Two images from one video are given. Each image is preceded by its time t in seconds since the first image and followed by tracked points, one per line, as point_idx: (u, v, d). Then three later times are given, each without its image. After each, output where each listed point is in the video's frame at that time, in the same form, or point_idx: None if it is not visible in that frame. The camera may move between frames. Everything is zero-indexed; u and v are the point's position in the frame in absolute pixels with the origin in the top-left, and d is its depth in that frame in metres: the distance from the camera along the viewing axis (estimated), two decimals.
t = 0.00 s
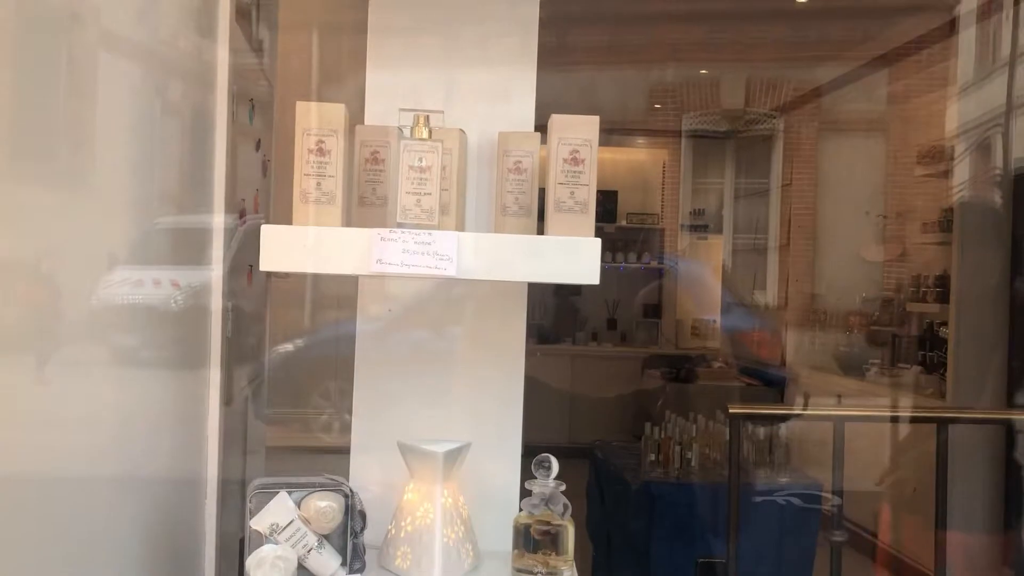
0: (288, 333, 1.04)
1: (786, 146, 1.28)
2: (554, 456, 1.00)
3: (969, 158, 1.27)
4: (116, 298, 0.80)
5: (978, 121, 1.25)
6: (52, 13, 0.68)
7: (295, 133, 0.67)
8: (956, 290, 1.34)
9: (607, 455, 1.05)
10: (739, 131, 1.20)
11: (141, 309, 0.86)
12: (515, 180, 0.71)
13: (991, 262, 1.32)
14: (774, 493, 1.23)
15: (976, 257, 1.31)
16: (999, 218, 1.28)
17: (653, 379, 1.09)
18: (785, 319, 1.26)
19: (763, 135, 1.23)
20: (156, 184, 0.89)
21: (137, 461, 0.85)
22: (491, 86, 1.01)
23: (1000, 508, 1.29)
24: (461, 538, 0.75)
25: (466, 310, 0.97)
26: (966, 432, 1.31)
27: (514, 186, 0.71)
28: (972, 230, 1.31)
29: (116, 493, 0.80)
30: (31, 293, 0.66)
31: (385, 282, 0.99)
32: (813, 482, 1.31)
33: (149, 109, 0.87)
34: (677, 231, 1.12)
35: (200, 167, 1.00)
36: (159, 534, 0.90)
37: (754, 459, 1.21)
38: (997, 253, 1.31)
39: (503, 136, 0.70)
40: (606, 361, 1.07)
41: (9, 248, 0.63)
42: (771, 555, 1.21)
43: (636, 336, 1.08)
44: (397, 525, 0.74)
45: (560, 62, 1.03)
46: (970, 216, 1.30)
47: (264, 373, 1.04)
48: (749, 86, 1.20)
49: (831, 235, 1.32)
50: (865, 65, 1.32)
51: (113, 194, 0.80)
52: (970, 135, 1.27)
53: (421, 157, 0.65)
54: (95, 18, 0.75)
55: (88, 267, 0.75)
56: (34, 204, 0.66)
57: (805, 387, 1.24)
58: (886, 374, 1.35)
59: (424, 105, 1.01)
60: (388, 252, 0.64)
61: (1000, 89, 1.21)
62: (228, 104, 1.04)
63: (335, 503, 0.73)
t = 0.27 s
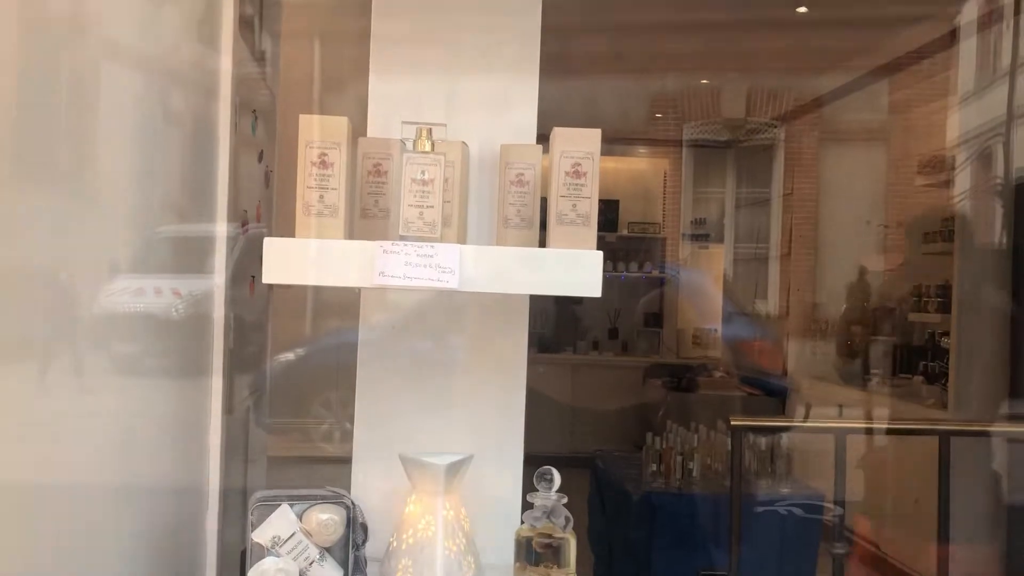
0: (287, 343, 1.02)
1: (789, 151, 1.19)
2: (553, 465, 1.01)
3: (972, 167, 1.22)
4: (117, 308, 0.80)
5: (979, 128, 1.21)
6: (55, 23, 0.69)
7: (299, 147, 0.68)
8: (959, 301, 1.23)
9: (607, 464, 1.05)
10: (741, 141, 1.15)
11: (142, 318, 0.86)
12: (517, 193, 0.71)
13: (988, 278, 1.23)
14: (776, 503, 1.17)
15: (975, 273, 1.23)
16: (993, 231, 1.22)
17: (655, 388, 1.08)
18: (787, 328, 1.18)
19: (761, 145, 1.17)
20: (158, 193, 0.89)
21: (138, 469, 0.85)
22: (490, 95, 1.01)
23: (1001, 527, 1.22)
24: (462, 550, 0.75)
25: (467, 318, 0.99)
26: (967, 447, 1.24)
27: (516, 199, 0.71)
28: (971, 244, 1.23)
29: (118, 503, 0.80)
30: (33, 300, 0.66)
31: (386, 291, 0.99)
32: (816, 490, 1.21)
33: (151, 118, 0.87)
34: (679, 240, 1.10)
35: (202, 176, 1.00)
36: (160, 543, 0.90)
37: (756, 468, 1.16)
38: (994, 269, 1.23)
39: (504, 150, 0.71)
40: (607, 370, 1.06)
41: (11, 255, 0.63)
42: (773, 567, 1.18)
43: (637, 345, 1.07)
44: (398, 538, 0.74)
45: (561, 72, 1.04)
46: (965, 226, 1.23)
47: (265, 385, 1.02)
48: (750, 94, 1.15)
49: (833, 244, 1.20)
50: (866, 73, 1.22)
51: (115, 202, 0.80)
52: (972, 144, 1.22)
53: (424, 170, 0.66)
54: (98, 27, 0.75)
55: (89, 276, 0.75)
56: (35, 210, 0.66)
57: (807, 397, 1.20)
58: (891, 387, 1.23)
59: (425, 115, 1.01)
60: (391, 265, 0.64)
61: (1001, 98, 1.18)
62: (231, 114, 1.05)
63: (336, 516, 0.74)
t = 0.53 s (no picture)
0: (290, 354, 1.02)
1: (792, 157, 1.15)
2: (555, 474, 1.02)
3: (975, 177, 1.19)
4: (118, 318, 0.80)
5: (982, 137, 1.19)
6: (59, 35, 0.69)
7: (303, 162, 0.69)
8: (962, 312, 1.19)
9: (610, 476, 1.06)
10: (743, 151, 1.13)
11: (144, 327, 0.86)
12: (520, 207, 0.72)
13: (988, 290, 1.19)
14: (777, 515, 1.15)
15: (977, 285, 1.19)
16: (993, 242, 1.19)
17: (656, 398, 1.08)
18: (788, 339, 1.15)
19: (764, 155, 1.14)
20: (160, 203, 0.89)
21: (140, 478, 0.85)
22: (492, 108, 1.03)
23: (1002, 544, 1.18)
24: (465, 565, 0.76)
25: (469, 328, 1.00)
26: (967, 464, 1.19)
27: (520, 213, 0.72)
28: (973, 256, 1.19)
29: (120, 513, 0.80)
30: (34, 311, 0.66)
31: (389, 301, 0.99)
32: (819, 502, 1.17)
33: (154, 128, 0.88)
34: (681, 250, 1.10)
35: (205, 186, 1.00)
36: (162, 553, 0.90)
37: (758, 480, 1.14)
38: (994, 280, 1.19)
39: (507, 164, 0.72)
40: (609, 381, 1.06)
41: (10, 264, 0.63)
42: None
43: (639, 355, 1.07)
44: (402, 553, 0.76)
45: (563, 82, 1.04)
46: (967, 236, 1.19)
47: (269, 396, 1.02)
48: (751, 106, 1.14)
49: (833, 256, 1.17)
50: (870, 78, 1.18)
51: (120, 212, 0.80)
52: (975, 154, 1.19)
53: (428, 185, 0.67)
54: (102, 40, 0.76)
55: (90, 285, 0.75)
56: (37, 220, 0.66)
57: (812, 408, 1.16)
58: (892, 402, 1.18)
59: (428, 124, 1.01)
60: (396, 279, 0.65)
61: (1004, 107, 1.18)
62: (234, 124, 1.05)
63: (340, 531, 0.76)
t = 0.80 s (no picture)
0: (293, 365, 1.02)
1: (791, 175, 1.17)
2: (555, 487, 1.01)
3: (976, 185, 1.17)
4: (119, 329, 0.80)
5: (984, 147, 1.17)
6: (60, 47, 0.69)
7: (307, 179, 0.71)
8: (964, 323, 1.19)
9: (613, 488, 1.06)
10: (745, 160, 1.14)
11: (147, 340, 0.86)
12: (523, 223, 0.74)
13: (992, 302, 1.18)
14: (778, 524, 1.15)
15: (978, 296, 1.19)
16: (997, 253, 1.17)
17: (659, 409, 1.08)
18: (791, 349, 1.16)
19: (765, 166, 1.16)
20: (162, 215, 0.89)
21: (143, 491, 0.84)
22: (496, 117, 1.02)
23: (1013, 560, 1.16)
24: None
25: (471, 340, 0.99)
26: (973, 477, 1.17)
27: (523, 229, 0.74)
28: (976, 267, 1.19)
29: (122, 527, 0.80)
30: (37, 323, 0.66)
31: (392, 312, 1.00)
32: (822, 514, 1.17)
33: (156, 140, 0.88)
34: (683, 260, 1.10)
35: (209, 197, 1.01)
36: (164, 566, 0.90)
37: (762, 492, 1.13)
38: (999, 292, 1.18)
39: (509, 181, 0.74)
40: (611, 392, 1.06)
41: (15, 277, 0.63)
42: None
43: (641, 366, 1.07)
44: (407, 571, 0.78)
45: (565, 93, 1.04)
46: (969, 247, 1.19)
47: (272, 405, 1.03)
48: (752, 116, 1.15)
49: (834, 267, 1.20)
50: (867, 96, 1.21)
51: (122, 224, 0.80)
52: (976, 162, 1.18)
53: (432, 203, 0.69)
54: (105, 51, 0.76)
55: (93, 297, 0.75)
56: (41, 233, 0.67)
57: (817, 417, 1.16)
58: (894, 411, 1.20)
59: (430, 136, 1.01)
60: (399, 296, 0.67)
61: (1005, 117, 1.15)
62: (238, 136, 1.05)
63: (343, 548, 0.78)
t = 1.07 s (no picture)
0: (296, 376, 1.02)
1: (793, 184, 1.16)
2: (559, 497, 1.01)
3: (977, 194, 1.18)
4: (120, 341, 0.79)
5: (985, 156, 1.17)
6: (59, 59, 0.69)
7: (311, 194, 0.71)
8: (966, 332, 1.18)
9: (617, 499, 1.05)
10: (745, 170, 1.13)
11: (147, 352, 0.85)
12: (526, 235, 0.74)
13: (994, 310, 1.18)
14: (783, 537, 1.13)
15: (981, 305, 1.18)
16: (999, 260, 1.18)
17: (661, 418, 1.08)
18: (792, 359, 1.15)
19: (766, 175, 1.15)
20: (163, 227, 0.89)
21: (143, 504, 0.84)
22: (495, 131, 1.03)
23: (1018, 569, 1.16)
24: None
25: (473, 350, 1.00)
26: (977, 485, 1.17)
27: (526, 241, 0.74)
28: (978, 274, 1.18)
29: (122, 541, 0.79)
30: (37, 336, 0.66)
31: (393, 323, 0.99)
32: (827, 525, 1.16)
33: (157, 153, 0.87)
34: (685, 270, 1.10)
35: (211, 209, 1.01)
36: None
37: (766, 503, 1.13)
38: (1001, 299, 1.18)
39: (512, 194, 0.74)
40: (613, 402, 1.06)
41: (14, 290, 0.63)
42: None
43: (644, 376, 1.07)
44: None
45: (567, 104, 1.04)
46: (971, 254, 1.18)
47: (273, 419, 1.02)
48: (752, 127, 1.15)
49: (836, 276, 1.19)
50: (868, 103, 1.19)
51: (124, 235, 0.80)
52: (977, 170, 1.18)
53: (434, 216, 0.70)
54: (107, 64, 0.76)
55: (94, 308, 0.75)
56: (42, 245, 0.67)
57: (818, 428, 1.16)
58: (898, 422, 1.18)
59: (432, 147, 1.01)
60: (402, 310, 0.67)
61: (1005, 125, 1.16)
62: (240, 147, 1.05)
63: (347, 562, 0.78)
